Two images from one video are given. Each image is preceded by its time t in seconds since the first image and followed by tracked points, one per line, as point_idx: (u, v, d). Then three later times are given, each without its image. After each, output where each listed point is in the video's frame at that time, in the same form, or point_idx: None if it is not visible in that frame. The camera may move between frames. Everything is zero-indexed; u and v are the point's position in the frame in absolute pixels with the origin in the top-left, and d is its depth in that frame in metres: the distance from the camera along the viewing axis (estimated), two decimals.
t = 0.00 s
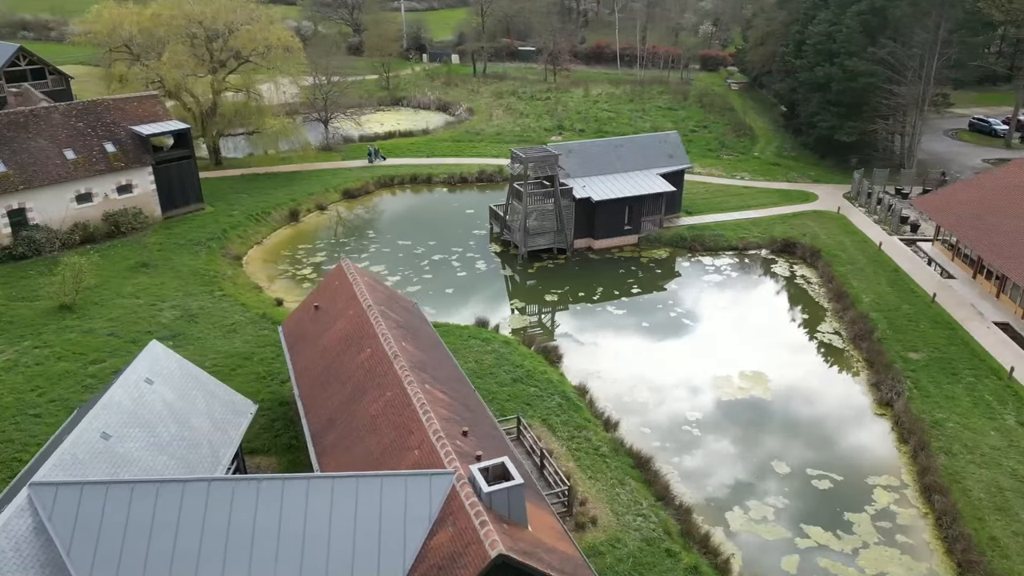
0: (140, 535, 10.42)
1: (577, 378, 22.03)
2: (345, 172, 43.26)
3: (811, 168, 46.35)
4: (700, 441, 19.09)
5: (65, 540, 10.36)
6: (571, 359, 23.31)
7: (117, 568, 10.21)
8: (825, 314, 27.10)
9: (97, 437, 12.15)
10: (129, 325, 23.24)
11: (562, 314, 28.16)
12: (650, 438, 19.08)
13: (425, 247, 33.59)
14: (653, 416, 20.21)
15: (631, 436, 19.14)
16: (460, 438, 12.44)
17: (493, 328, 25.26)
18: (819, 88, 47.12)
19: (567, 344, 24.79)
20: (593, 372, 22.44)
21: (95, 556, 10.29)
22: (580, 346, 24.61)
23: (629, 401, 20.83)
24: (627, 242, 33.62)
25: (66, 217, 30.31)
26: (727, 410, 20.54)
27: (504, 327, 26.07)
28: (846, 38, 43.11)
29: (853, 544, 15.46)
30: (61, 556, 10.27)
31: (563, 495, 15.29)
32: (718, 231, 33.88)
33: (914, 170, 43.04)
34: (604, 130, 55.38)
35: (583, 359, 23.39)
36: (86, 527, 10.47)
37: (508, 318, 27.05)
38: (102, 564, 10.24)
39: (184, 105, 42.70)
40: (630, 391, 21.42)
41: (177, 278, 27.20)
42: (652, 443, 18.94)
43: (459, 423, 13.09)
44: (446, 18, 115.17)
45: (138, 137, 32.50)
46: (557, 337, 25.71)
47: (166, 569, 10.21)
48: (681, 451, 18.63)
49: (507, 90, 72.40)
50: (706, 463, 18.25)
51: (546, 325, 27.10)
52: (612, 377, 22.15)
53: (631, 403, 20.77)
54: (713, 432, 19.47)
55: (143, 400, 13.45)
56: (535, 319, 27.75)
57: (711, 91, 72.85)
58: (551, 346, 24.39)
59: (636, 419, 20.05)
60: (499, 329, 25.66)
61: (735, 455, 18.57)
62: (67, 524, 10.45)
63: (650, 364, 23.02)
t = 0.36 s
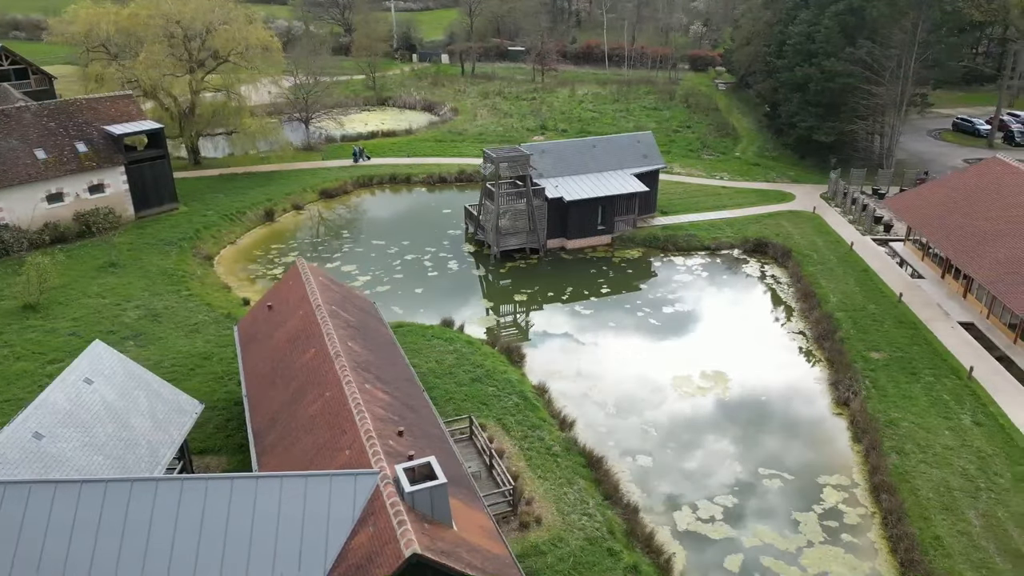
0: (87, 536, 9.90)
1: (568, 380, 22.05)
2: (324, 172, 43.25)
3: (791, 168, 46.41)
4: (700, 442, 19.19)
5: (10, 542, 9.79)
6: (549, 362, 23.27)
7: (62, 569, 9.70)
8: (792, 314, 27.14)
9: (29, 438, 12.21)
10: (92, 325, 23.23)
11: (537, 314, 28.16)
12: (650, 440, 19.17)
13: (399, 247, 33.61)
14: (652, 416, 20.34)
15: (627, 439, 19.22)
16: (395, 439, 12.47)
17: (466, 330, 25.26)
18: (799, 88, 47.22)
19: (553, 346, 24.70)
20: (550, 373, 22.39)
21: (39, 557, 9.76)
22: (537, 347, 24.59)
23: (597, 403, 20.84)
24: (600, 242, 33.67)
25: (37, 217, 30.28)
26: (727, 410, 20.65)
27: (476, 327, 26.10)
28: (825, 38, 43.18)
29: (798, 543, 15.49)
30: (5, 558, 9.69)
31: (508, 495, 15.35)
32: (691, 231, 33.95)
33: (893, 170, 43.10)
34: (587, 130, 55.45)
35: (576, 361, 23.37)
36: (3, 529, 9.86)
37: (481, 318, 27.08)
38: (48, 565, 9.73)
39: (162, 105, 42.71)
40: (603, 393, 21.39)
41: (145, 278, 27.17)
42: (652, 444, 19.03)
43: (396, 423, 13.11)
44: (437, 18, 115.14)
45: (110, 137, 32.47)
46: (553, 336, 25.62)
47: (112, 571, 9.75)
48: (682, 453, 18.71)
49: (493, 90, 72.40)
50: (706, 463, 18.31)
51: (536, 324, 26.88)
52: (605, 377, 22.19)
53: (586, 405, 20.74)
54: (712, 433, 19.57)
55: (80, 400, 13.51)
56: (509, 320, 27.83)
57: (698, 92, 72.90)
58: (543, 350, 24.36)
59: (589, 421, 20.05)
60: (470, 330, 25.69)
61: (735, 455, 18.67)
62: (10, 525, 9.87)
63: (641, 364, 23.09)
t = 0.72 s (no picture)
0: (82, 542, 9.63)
1: (569, 380, 22.07)
2: (302, 172, 43.17)
3: (771, 168, 46.45)
4: (701, 442, 19.25)
5: (8, 545, 9.53)
6: (548, 363, 23.26)
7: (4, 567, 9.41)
8: (758, 313, 27.16)
9: None
10: (53, 325, 23.18)
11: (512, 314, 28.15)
12: (650, 440, 19.24)
13: (372, 247, 33.60)
14: (652, 416, 20.42)
15: (628, 439, 19.28)
16: (327, 438, 12.46)
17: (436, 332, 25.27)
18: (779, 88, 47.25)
19: (553, 345, 24.64)
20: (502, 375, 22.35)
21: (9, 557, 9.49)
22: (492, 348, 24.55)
23: (575, 403, 20.90)
24: (573, 242, 33.71)
25: (7, 217, 30.20)
26: (728, 410, 20.72)
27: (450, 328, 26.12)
28: (803, 38, 43.26)
29: (743, 543, 15.53)
30: None
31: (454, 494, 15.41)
32: (665, 231, 34.03)
33: (871, 170, 43.16)
34: (570, 130, 55.43)
35: (577, 361, 23.35)
36: None
37: (455, 319, 27.09)
38: None
39: (140, 105, 42.67)
40: (591, 394, 21.38)
41: (112, 278, 27.11)
42: (652, 444, 19.10)
43: (331, 423, 13.09)
44: (428, 18, 114.91)
45: (82, 137, 32.41)
46: (553, 335, 25.55)
47: (83, 570, 9.47)
48: (682, 452, 18.77)
49: (479, 90, 72.29)
50: (706, 463, 18.34)
51: (534, 323, 26.68)
52: (606, 378, 22.22)
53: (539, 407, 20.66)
54: (713, 433, 19.65)
55: (19, 399, 13.54)
56: (483, 320, 27.86)
57: (684, 92, 72.87)
58: (543, 349, 24.32)
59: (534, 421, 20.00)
60: (441, 331, 25.70)
61: (735, 455, 18.70)
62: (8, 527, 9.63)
63: (634, 364, 23.13)
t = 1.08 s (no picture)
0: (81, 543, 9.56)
1: (569, 380, 22.05)
2: (281, 172, 43.08)
3: (751, 168, 46.45)
4: (701, 442, 19.26)
5: (7, 550, 9.51)
6: (548, 363, 23.13)
7: None
8: (726, 312, 27.15)
9: None
10: (16, 325, 23.11)
11: (501, 312, 28.04)
12: (650, 440, 19.26)
13: (346, 247, 33.59)
14: (651, 416, 20.42)
15: (628, 439, 19.31)
16: (261, 439, 12.40)
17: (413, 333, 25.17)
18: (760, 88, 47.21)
19: (553, 345, 24.48)
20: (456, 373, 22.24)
21: None
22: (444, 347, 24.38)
23: (551, 400, 21.00)
24: (547, 242, 33.69)
25: None
26: (728, 411, 20.75)
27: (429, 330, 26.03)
28: (782, 38, 43.26)
29: (690, 543, 15.55)
30: None
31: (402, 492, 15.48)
32: (639, 231, 34.06)
33: (851, 171, 43.18)
34: (553, 130, 55.36)
35: (578, 361, 23.23)
36: None
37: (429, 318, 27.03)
38: None
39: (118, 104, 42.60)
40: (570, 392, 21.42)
41: (80, 277, 27.05)
42: (653, 445, 19.12)
43: (268, 424, 13.07)
44: (418, 18, 114.71)
45: (55, 136, 32.34)
46: (553, 334, 25.34)
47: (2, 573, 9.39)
48: (682, 452, 18.79)
49: (465, 90, 72.14)
50: (707, 463, 18.38)
51: (534, 323, 26.33)
52: (595, 378, 22.17)
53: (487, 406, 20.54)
54: (713, 433, 19.66)
55: None
56: (457, 320, 27.83)
57: (672, 92, 72.81)
58: (543, 349, 24.17)
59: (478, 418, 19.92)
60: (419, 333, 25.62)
61: (736, 455, 18.73)
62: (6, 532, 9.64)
63: (596, 364, 23.08)
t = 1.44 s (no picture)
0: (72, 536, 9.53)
1: (571, 380, 22.08)
2: (260, 172, 42.98)
3: (732, 168, 46.44)
4: (702, 441, 19.30)
5: None
6: (549, 363, 23.06)
7: None
8: (694, 311, 27.14)
9: None
10: None
11: (498, 311, 27.89)
12: (651, 440, 19.28)
13: (320, 247, 33.64)
14: (652, 416, 20.44)
15: (628, 439, 19.33)
16: (195, 438, 12.34)
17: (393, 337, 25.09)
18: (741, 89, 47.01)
19: (553, 345, 24.40)
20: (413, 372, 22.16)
21: None
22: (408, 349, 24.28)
23: (521, 399, 20.96)
24: (521, 241, 33.67)
25: None
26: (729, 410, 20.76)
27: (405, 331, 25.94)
28: (761, 38, 43.22)
29: (638, 543, 15.56)
30: None
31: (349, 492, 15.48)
32: (614, 231, 34.06)
33: (830, 171, 43.12)
34: (537, 129, 55.33)
35: (579, 362, 23.17)
36: None
37: (400, 318, 26.98)
38: None
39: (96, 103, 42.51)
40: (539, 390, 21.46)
41: (48, 277, 26.99)
42: (653, 445, 19.14)
43: (206, 423, 13.02)
44: (409, 19, 114.51)
45: (28, 136, 32.19)
46: (552, 334, 25.25)
47: None
48: (683, 453, 18.81)
49: (452, 90, 71.96)
50: (707, 462, 18.43)
51: (534, 323, 26.14)
52: (560, 378, 22.10)
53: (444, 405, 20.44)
54: (714, 432, 19.67)
55: None
56: (434, 320, 27.81)
57: (659, 92, 72.69)
58: (542, 349, 24.09)
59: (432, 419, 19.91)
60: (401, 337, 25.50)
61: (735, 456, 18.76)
62: None
63: (557, 363, 23.05)
